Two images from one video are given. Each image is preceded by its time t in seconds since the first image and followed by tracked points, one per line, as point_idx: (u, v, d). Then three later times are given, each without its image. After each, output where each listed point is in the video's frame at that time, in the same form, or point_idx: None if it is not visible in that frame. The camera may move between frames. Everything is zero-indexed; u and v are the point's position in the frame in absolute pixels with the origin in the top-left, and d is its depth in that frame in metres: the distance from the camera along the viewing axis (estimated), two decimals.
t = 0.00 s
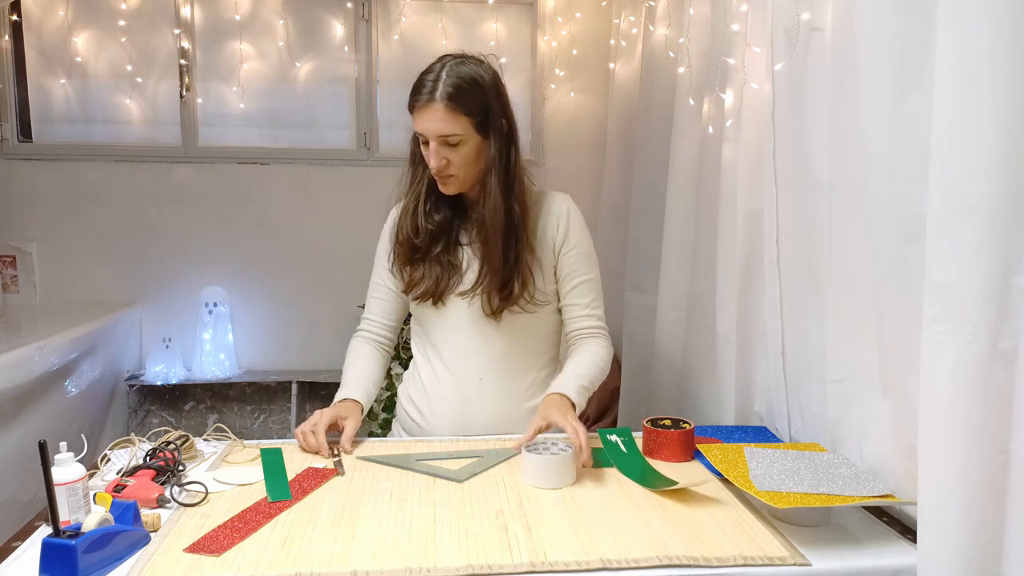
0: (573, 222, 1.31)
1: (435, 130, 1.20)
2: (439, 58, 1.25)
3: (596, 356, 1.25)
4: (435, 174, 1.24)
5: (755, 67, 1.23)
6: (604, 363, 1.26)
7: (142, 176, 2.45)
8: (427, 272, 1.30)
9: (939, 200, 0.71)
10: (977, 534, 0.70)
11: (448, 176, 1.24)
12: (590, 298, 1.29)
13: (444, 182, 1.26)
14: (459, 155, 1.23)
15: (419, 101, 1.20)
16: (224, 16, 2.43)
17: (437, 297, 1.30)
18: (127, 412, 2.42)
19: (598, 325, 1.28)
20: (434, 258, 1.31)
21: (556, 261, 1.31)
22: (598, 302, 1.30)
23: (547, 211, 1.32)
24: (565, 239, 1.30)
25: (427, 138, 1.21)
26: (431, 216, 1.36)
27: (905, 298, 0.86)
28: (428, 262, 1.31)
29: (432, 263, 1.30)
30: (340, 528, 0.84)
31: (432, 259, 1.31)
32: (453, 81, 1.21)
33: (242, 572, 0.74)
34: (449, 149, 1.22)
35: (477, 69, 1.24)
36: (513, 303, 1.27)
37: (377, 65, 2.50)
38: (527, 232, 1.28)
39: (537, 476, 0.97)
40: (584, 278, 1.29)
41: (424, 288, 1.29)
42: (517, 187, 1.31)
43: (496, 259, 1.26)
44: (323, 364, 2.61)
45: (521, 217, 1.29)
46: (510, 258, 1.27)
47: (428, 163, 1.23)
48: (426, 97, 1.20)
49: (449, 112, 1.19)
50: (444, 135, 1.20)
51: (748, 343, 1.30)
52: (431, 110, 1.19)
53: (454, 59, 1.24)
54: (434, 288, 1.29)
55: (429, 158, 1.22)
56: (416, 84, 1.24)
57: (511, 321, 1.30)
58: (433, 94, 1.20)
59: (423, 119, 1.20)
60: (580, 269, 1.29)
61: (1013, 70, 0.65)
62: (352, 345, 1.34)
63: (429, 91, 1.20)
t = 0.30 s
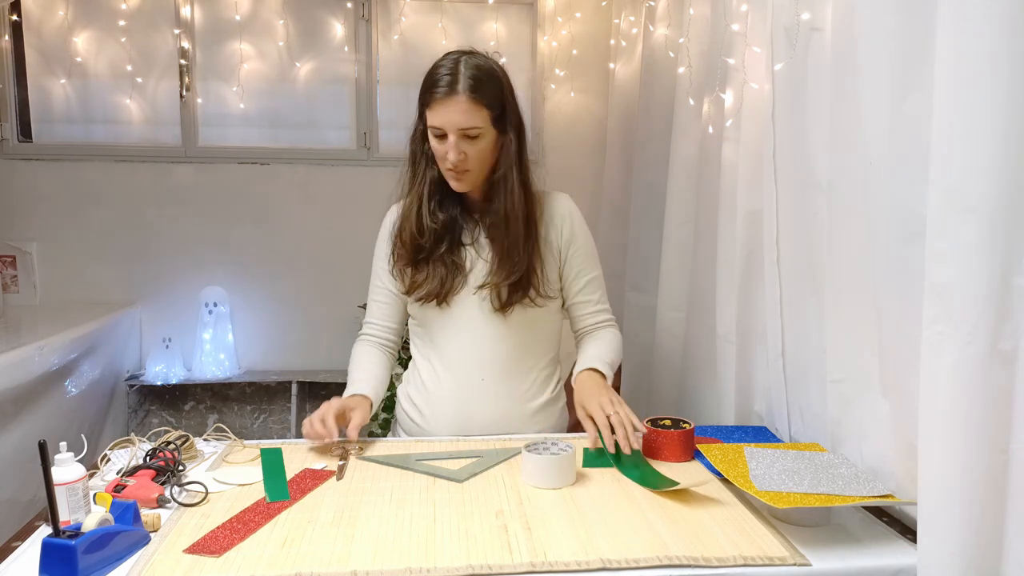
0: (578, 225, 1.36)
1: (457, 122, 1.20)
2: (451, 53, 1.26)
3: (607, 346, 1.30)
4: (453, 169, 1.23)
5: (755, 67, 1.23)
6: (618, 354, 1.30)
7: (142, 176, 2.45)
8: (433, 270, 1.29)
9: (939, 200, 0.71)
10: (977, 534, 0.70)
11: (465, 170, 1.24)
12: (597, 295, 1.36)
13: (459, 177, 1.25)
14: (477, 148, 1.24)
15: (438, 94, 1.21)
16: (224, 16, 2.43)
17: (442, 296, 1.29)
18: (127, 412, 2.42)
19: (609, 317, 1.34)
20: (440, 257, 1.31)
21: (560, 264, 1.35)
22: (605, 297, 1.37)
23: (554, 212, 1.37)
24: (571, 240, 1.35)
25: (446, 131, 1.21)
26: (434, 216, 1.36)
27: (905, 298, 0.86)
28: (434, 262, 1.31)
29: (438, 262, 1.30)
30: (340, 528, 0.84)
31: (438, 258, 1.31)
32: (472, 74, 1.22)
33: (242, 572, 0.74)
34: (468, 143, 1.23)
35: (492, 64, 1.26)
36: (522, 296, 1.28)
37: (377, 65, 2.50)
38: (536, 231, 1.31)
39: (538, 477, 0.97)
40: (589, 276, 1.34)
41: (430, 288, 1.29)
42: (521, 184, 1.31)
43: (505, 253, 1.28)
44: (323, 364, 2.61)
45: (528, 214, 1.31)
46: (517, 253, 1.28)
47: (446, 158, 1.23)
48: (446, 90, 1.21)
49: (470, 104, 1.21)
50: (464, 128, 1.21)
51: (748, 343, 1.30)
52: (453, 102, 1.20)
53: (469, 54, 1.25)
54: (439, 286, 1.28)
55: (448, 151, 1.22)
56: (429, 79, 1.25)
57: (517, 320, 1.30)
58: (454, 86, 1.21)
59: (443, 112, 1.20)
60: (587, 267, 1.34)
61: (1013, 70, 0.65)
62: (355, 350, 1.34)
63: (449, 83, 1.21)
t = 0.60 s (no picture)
0: (577, 224, 1.38)
1: (488, 120, 1.23)
2: (462, 55, 1.28)
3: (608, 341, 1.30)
4: (479, 167, 1.25)
5: (755, 67, 1.23)
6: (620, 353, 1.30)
7: (142, 176, 2.45)
8: (437, 273, 1.29)
9: (939, 200, 0.71)
10: (977, 534, 0.70)
11: (490, 169, 1.27)
12: (596, 295, 1.36)
13: (482, 177, 1.27)
14: (501, 148, 1.27)
15: (465, 92, 1.23)
16: (224, 16, 2.43)
17: (445, 299, 1.29)
18: (127, 412, 2.42)
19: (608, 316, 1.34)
20: (444, 258, 1.31)
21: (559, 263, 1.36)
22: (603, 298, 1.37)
23: (554, 211, 1.39)
24: (570, 240, 1.36)
25: (475, 129, 1.24)
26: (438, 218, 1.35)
27: (905, 298, 0.86)
28: (439, 265, 1.30)
29: (442, 264, 1.30)
30: (340, 528, 0.84)
31: (442, 260, 1.31)
32: (495, 75, 1.26)
33: (242, 572, 0.74)
34: (495, 141, 1.26)
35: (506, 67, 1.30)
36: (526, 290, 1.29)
37: (377, 65, 2.50)
38: (538, 228, 1.33)
39: (538, 477, 0.97)
40: (588, 275, 1.35)
41: (433, 291, 1.28)
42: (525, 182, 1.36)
43: (510, 250, 1.30)
44: (323, 364, 2.61)
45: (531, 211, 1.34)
46: (523, 249, 1.30)
47: (473, 157, 1.24)
48: (472, 88, 1.23)
49: (500, 103, 1.25)
50: (493, 127, 1.24)
51: (748, 343, 1.30)
52: (484, 100, 1.23)
53: (484, 55, 1.28)
54: (444, 288, 1.28)
55: (477, 149, 1.23)
56: (445, 80, 1.26)
57: (518, 318, 1.31)
58: (482, 85, 1.24)
59: (476, 109, 1.23)
60: (587, 267, 1.36)
61: (1013, 70, 0.65)
62: (359, 351, 1.29)
63: (474, 82, 1.24)
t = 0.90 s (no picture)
0: (579, 225, 1.41)
1: (498, 120, 1.23)
2: (470, 56, 1.28)
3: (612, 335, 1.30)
4: (488, 166, 1.25)
5: (755, 67, 1.23)
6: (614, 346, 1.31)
7: (141, 176, 2.45)
8: (445, 272, 1.28)
9: (939, 200, 0.71)
10: (977, 534, 0.70)
11: (498, 169, 1.27)
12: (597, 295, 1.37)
13: (490, 176, 1.27)
14: (509, 147, 1.28)
15: (475, 92, 1.23)
16: (224, 16, 2.43)
17: (453, 298, 1.28)
18: (127, 412, 2.42)
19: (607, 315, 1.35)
20: (453, 257, 1.30)
21: (562, 262, 1.39)
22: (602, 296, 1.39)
23: (558, 212, 1.41)
24: (573, 241, 1.39)
25: (485, 128, 1.24)
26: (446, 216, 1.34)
27: (906, 298, 0.86)
28: (447, 264, 1.29)
29: (451, 263, 1.30)
30: (340, 528, 0.84)
31: (450, 258, 1.30)
32: (505, 75, 1.26)
33: (242, 572, 0.74)
34: (503, 140, 1.26)
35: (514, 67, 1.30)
36: (534, 289, 1.32)
37: (377, 65, 2.50)
38: (544, 229, 1.35)
39: (539, 477, 0.97)
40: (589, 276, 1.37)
41: (440, 290, 1.27)
42: (531, 182, 1.38)
43: (517, 250, 1.32)
44: (323, 364, 2.61)
45: (537, 212, 1.36)
46: (531, 249, 1.32)
47: (482, 156, 1.24)
48: (483, 88, 1.23)
49: (509, 103, 1.25)
50: (501, 127, 1.24)
51: (748, 343, 1.30)
52: (494, 100, 1.23)
53: (493, 56, 1.28)
54: (451, 287, 1.27)
55: (486, 148, 1.24)
56: (455, 79, 1.26)
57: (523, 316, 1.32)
58: (493, 85, 1.24)
59: (487, 109, 1.23)
60: (590, 267, 1.37)
61: (1013, 69, 0.65)
62: (359, 352, 1.28)
63: (485, 82, 1.24)
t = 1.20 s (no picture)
0: (580, 227, 1.41)
1: (506, 122, 1.24)
2: (477, 56, 1.28)
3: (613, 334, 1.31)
4: (493, 168, 1.26)
5: (755, 67, 1.23)
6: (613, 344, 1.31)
7: (141, 176, 2.45)
8: (446, 272, 1.29)
9: (939, 200, 0.71)
10: (976, 534, 0.70)
11: (502, 170, 1.27)
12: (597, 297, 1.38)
13: (495, 177, 1.27)
14: (515, 149, 1.28)
15: (483, 93, 1.23)
16: (224, 16, 2.43)
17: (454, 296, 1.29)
18: (127, 412, 2.42)
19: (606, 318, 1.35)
20: (455, 256, 1.31)
21: (563, 263, 1.39)
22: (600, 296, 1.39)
23: (559, 214, 1.41)
24: (574, 241, 1.39)
25: (492, 130, 1.24)
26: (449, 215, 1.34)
27: (906, 299, 0.86)
28: (449, 262, 1.30)
29: (453, 262, 1.30)
30: (340, 528, 0.84)
31: (452, 257, 1.31)
32: (512, 77, 1.26)
33: (242, 572, 0.74)
34: (510, 142, 1.26)
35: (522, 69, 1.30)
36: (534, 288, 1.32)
37: (377, 65, 2.50)
38: (546, 230, 1.35)
39: (539, 477, 0.97)
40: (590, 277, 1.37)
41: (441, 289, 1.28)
42: (536, 183, 1.38)
43: (519, 250, 1.32)
44: (323, 364, 2.61)
45: (540, 213, 1.36)
46: (533, 249, 1.32)
47: (488, 157, 1.25)
48: (491, 90, 1.23)
49: (516, 105, 1.25)
50: (509, 128, 1.25)
51: (748, 343, 1.30)
52: (502, 102, 1.23)
53: (500, 57, 1.28)
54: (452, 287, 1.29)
55: (493, 149, 1.24)
56: (463, 80, 1.26)
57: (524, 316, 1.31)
58: (502, 87, 1.24)
59: (495, 110, 1.23)
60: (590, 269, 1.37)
61: (1013, 69, 0.65)
62: (361, 349, 1.27)
63: (493, 84, 1.23)
